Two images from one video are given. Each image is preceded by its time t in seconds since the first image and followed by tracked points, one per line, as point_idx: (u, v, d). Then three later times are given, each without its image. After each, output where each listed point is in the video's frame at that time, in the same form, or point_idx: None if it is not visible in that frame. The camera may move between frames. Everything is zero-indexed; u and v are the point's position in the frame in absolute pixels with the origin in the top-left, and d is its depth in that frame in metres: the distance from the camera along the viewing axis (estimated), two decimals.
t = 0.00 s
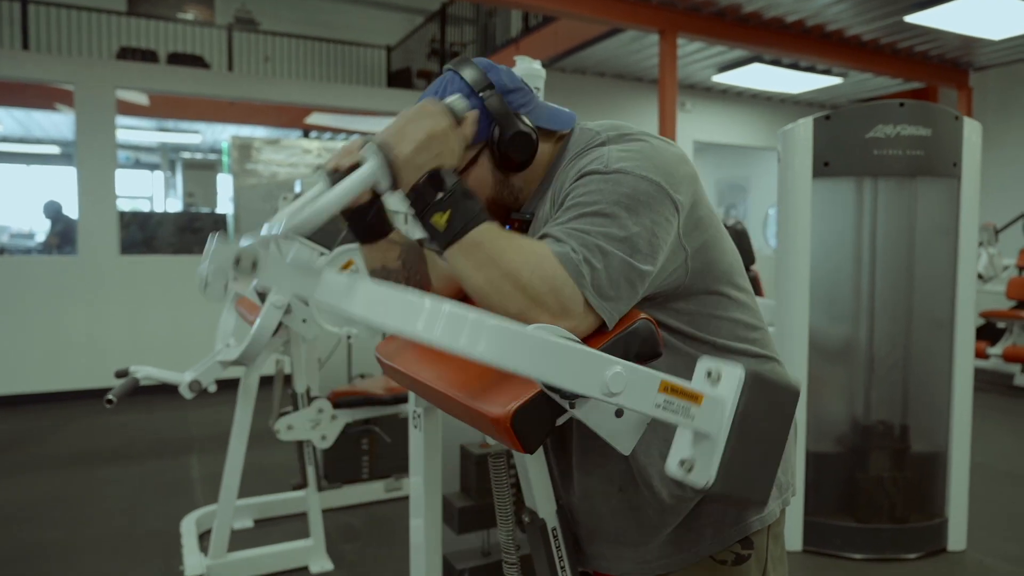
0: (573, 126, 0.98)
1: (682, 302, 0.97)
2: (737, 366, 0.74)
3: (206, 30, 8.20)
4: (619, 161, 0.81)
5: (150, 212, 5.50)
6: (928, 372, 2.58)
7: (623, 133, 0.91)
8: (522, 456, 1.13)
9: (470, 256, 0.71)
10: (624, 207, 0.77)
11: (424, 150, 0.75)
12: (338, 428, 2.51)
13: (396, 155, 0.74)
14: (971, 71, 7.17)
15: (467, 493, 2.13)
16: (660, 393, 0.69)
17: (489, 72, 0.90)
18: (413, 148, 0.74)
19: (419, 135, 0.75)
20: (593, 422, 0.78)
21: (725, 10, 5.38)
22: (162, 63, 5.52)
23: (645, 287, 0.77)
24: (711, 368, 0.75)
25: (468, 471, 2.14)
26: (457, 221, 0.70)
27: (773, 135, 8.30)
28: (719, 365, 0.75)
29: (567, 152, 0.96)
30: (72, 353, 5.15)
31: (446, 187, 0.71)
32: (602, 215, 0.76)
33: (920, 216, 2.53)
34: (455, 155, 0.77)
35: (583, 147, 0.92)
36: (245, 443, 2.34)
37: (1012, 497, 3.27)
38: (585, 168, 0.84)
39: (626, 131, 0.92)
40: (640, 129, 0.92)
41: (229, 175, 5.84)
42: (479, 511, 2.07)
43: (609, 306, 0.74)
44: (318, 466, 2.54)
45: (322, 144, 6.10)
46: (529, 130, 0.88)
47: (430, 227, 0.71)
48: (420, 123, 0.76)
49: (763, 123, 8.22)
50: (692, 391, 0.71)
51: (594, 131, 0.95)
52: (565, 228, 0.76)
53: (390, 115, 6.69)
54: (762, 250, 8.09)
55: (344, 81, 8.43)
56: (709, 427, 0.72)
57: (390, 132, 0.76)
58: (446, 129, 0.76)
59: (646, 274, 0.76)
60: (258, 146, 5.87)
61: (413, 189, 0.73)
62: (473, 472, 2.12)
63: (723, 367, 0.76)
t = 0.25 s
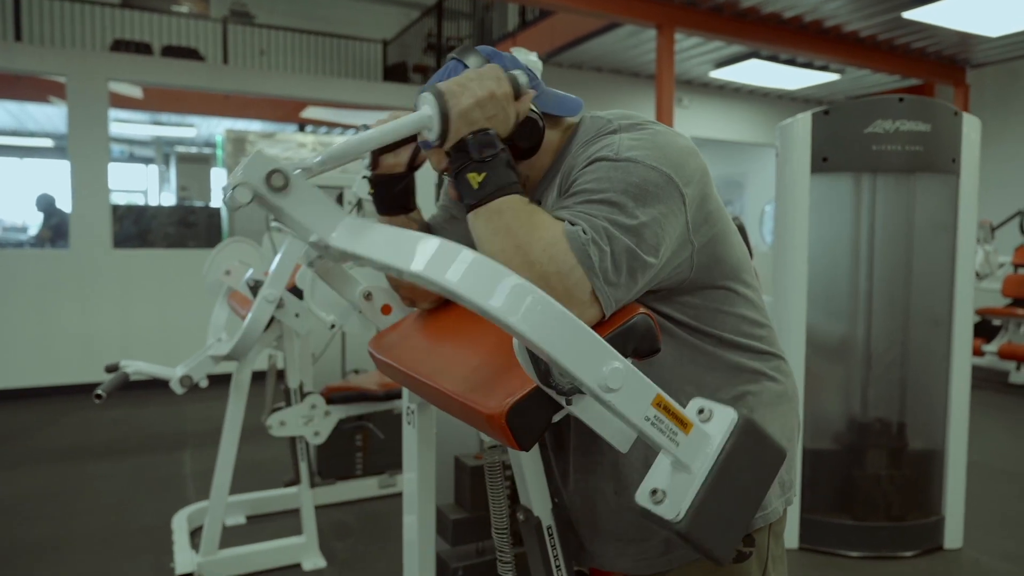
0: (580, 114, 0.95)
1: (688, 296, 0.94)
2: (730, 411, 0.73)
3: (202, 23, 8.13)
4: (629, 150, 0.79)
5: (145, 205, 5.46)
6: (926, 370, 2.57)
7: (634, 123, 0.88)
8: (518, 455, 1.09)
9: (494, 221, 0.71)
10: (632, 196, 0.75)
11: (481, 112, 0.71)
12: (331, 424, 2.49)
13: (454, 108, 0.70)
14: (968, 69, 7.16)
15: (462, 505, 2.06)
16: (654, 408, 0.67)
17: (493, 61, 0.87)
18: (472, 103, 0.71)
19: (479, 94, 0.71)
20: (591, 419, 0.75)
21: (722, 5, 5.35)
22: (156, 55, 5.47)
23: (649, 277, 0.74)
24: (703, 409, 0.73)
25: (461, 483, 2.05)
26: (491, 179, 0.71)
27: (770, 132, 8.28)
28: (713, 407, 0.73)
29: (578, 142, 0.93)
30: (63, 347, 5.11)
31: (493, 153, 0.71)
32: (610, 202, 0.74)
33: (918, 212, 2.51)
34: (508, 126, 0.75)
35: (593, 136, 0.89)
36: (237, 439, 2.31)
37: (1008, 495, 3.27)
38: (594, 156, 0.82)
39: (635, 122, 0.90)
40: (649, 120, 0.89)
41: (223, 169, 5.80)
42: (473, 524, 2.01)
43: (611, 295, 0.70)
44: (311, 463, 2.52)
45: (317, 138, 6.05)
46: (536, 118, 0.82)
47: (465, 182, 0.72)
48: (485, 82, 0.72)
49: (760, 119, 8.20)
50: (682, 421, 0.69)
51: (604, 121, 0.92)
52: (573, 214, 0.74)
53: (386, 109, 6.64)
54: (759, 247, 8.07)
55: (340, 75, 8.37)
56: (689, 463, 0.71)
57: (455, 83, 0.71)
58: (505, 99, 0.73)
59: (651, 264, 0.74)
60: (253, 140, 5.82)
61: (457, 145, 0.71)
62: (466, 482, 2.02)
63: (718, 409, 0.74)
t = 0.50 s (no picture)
0: (565, 113, 0.94)
1: (682, 296, 0.91)
2: (734, 308, 0.59)
3: (201, 19, 8.10)
4: (609, 151, 0.79)
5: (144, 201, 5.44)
6: (927, 370, 2.54)
7: (616, 123, 0.87)
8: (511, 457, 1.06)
9: (431, 282, 0.66)
10: (616, 197, 0.74)
11: (352, 187, 0.64)
12: (328, 422, 2.45)
13: (323, 198, 0.64)
14: (971, 67, 7.12)
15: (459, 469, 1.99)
16: (652, 368, 0.55)
17: (469, 67, 0.88)
18: (340, 187, 0.64)
19: (341, 168, 0.64)
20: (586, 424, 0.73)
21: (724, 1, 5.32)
22: (155, 51, 5.45)
23: (639, 280, 0.72)
24: (704, 314, 0.60)
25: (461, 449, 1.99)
26: (404, 245, 0.65)
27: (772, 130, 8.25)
28: (712, 310, 0.60)
29: (559, 144, 0.91)
30: (60, 344, 5.09)
31: (392, 217, 0.65)
32: (591, 207, 0.73)
33: (921, 210, 2.49)
34: (388, 176, 0.67)
35: (576, 138, 0.88)
36: (233, 436, 2.29)
37: (1010, 497, 3.24)
38: (575, 158, 0.82)
39: (621, 120, 0.88)
40: (633, 118, 0.88)
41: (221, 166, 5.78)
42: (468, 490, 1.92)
43: (599, 306, 0.69)
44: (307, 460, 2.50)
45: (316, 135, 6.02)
46: (516, 125, 0.86)
47: (379, 262, 0.66)
48: (338, 154, 0.64)
49: (762, 117, 8.17)
50: (689, 354, 0.57)
51: (585, 121, 0.91)
52: (553, 225, 0.73)
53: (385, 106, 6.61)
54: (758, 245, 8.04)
55: (340, 72, 8.34)
56: (712, 380, 0.58)
57: (312, 179, 0.64)
58: (371, 156, 0.65)
59: (639, 266, 0.72)
60: (251, 137, 5.79)
61: (355, 228, 0.65)
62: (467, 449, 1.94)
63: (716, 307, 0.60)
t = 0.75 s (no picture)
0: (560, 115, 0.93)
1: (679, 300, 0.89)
2: (666, 216, 0.62)
3: (214, 18, 8.14)
4: (591, 151, 0.80)
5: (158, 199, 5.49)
6: (940, 371, 2.51)
7: (606, 124, 0.87)
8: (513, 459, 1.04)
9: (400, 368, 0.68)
10: (598, 196, 0.75)
11: (280, 369, 0.63)
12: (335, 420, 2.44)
13: (263, 394, 0.63)
14: (988, 64, 7.03)
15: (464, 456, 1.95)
16: (637, 328, 0.62)
17: (462, 71, 0.86)
18: (276, 376, 0.63)
19: (258, 361, 0.63)
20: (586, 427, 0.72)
21: None
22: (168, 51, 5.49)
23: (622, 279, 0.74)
24: (650, 225, 0.64)
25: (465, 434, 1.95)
26: (362, 368, 0.66)
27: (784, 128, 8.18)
28: (653, 221, 0.63)
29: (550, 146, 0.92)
30: (74, 341, 5.14)
31: (335, 360, 0.65)
32: (573, 208, 0.75)
33: (933, 209, 2.45)
34: (297, 322, 0.65)
35: (567, 139, 0.88)
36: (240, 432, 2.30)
37: None
38: (558, 160, 0.83)
39: (612, 120, 0.88)
40: (623, 118, 0.88)
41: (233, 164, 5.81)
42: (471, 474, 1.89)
43: (587, 308, 0.73)
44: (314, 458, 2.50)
45: (326, 134, 6.04)
46: (512, 131, 0.86)
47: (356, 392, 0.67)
48: (243, 350, 0.62)
49: (774, 116, 8.11)
50: (655, 287, 0.62)
51: (576, 121, 0.91)
52: (536, 230, 0.75)
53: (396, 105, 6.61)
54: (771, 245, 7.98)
55: (351, 71, 8.35)
56: (692, 284, 0.64)
57: (246, 382, 0.63)
58: (272, 331, 0.63)
59: (623, 265, 0.74)
60: (263, 135, 5.82)
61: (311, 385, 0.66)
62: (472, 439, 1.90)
63: (651, 217, 0.63)
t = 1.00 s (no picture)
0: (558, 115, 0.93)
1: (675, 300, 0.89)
2: (627, 197, 0.61)
3: (229, 20, 8.21)
4: (576, 154, 0.81)
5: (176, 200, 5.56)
6: (954, 369, 2.48)
7: (596, 127, 0.88)
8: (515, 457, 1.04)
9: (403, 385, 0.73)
10: (586, 201, 0.76)
11: (284, 437, 0.69)
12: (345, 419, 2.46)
13: (278, 462, 0.69)
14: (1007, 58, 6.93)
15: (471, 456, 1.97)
16: (622, 317, 0.64)
17: (458, 72, 0.89)
18: (285, 442, 0.69)
19: (262, 437, 0.68)
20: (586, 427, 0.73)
21: None
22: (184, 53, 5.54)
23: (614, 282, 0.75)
24: (614, 207, 0.64)
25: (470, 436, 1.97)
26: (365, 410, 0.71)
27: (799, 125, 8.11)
28: (617, 204, 0.63)
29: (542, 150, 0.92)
30: (93, 341, 5.22)
31: (334, 414, 0.70)
32: (560, 213, 0.76)
33: (947, 205, 2.42)
34: (292, 386, 0.71)
35: (557, 143, 0.88)
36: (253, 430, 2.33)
37: None
38: (545, 164, 0.84)
39: (603, 121, 0.89)
40: (613, 120, 0.88)
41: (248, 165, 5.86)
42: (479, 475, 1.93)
43: (579, 313, 0.74)
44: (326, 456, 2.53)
45: (339, 133, 6.07)
46: (507, 132, 0.86)
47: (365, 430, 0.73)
48: (245, 429, 0.68)
49: (789, 112, 8.04)
50: (631, 272, 0.63)
51: (568, 122, 0.91)
52: (525, 237, 0.77)
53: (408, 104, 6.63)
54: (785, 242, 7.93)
55: (364, 71, 8.39)
56: (669, 257, 0.65)
57: (259, 455, 0.69)
58: (265, 403, 0.68)
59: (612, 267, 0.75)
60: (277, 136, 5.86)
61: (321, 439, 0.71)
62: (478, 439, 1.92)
63: (613, 201, 0.63)
